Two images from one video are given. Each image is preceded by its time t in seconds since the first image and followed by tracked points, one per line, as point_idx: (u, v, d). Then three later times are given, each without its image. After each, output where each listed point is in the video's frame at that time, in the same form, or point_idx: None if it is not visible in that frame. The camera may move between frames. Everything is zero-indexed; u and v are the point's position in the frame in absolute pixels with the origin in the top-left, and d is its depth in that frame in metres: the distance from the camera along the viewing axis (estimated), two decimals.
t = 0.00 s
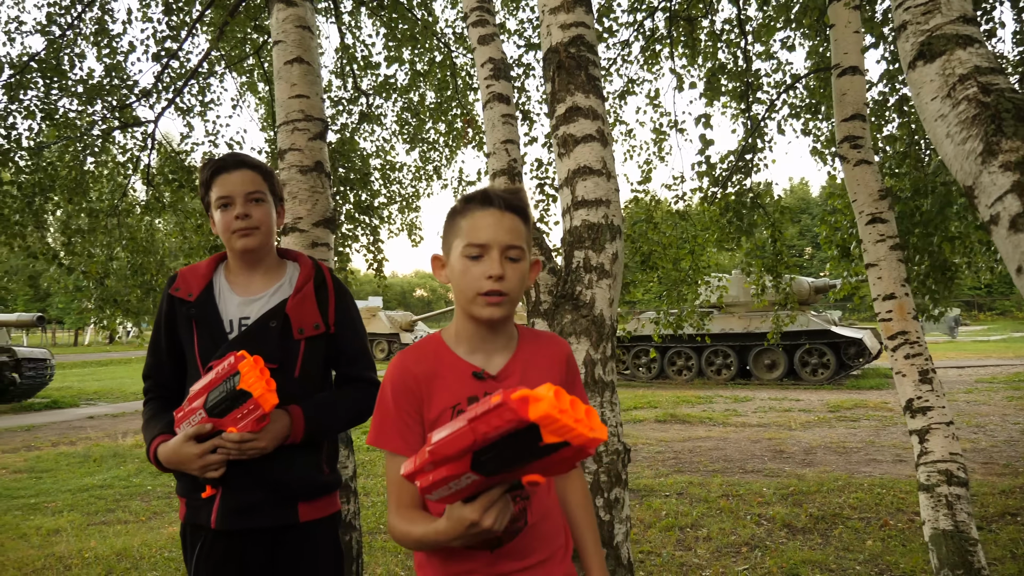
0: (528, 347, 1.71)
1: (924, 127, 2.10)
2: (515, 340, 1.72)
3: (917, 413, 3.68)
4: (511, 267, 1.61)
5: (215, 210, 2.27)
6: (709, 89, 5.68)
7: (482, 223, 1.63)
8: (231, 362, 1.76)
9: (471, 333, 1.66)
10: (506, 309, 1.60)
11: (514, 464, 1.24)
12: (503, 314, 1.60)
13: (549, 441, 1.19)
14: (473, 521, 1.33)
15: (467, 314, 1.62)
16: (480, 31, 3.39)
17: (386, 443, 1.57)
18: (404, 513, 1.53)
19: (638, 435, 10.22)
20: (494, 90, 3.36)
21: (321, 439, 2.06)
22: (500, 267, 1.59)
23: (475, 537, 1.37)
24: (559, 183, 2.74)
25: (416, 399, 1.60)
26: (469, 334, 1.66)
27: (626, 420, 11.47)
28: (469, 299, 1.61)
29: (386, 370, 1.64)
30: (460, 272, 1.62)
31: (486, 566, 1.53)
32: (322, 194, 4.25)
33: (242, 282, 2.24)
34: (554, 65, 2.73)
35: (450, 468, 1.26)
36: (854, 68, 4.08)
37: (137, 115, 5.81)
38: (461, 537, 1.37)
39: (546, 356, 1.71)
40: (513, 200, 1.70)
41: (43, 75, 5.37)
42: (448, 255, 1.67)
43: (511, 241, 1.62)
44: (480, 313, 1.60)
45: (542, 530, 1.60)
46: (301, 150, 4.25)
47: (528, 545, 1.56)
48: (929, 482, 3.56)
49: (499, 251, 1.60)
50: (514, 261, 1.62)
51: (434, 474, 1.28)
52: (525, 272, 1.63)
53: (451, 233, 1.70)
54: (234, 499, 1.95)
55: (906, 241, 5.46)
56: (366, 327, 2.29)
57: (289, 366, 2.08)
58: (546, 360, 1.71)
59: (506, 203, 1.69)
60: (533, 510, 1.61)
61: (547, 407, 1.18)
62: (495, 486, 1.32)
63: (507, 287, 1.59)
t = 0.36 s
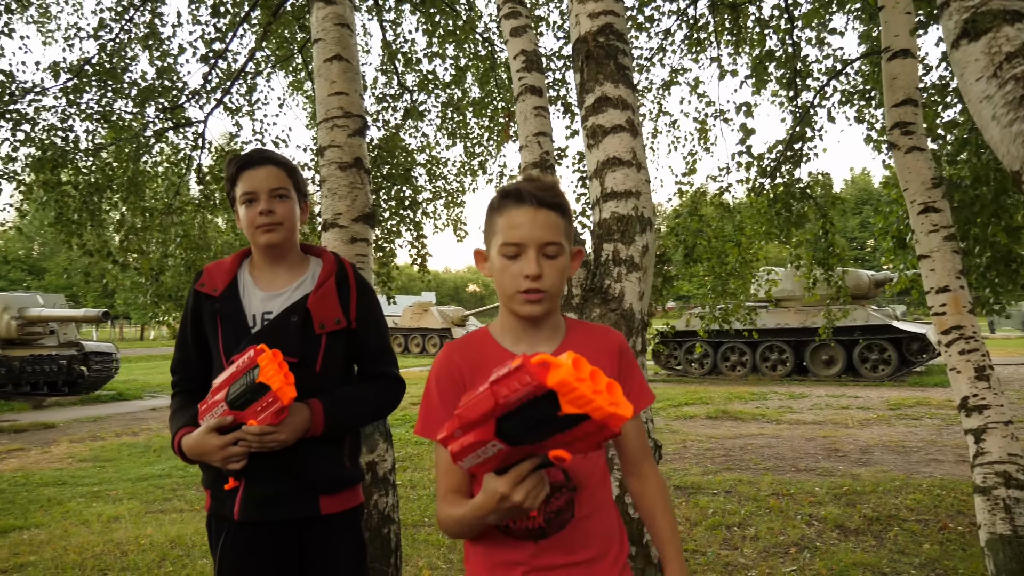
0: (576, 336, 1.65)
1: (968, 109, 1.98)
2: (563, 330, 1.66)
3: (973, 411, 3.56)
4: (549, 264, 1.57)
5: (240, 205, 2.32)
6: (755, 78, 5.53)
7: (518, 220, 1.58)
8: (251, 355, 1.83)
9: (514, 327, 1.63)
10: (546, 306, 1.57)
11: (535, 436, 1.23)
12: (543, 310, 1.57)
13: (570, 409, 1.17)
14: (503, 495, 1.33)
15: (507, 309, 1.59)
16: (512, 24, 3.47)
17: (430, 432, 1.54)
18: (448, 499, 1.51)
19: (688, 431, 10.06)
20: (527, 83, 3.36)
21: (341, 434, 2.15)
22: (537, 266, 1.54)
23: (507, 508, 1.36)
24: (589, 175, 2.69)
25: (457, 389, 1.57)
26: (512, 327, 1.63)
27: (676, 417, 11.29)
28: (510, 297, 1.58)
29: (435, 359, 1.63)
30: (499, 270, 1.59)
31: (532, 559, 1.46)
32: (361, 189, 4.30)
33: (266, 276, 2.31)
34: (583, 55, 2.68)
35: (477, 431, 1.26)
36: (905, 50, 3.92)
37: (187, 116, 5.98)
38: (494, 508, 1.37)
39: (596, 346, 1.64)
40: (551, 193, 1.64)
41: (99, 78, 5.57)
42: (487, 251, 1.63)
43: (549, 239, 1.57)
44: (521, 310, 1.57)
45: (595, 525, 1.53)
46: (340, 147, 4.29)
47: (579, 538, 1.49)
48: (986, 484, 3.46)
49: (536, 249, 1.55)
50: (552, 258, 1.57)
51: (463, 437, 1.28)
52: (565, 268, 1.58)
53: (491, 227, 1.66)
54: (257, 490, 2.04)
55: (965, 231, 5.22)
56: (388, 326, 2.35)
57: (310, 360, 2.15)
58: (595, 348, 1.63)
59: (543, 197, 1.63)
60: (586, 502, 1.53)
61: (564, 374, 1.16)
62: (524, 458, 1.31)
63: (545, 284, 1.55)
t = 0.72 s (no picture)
0: (603, 332, 1.59)
1: None
2: (593, 324, 1.62)
3: None
4: (578, 260, 1.52)
5: (277, 199, 2.34)
6: (810, 63, 5.34)
7: (548, 213, 1.54)
8: (283, 349, 1.84)
9: (540, 320, 1.60)
10: (574, 303, 1.53)
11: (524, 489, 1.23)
12: (569, 308, 1.53)
13: (559, 504, 1.17)
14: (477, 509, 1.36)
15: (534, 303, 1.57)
16: (551, 15, 3.63)
17: (444, 416, 1.59)
18: (452, 487, 1.55)
19: (743, 428, 9.84)
20: (565, 74, 3.58)
21: (373, 428, 2.16)
22: (566, 263, 1.50)
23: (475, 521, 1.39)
24: (627, 164, 2.73)
25: (477, 375, 1.60)
26: (539, 319, 1.60)
27: (731, 413, 11.04)
28: (536, 290, 1.55)
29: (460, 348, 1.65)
30: (527, 264, 1.56)
31: (536, 556, 1.45)
32: (405, 184, 4.31)
33: (300, 271, 2.33)
34: (619, 44, 2.72)
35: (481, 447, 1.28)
36: (967, 29, 3.77)
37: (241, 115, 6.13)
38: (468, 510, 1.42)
39: (621, 343, 1.58)
40: (585, 186, 1.59)
41: (157, 81, 5.76)
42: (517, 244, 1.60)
43: (578, 235, 1.52)
44: (546, 305, 1.54)
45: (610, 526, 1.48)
46: (383, 142, 4.32)
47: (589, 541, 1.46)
48: None
49: (565, 245, 1.52)
50: (582, 255, 1.53)
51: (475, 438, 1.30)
52: (596, 264, 1.54)
53: (522, 220, 1.63)
54: (290, 484, 2.06)
55: None
56: (420, 320, 2.35)
57: (341, 353, 2.16)
58: (622, 344, 1.58)
59: (577, 189, 1.57)
60: (602, 502, 1.49)
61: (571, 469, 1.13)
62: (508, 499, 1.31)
63: (572, 282, 1.51)
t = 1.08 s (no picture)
0: (599, 335, 1.51)
1: None
2: (592, 324, 1.54)
3: None
4: (579, 240, 1.49)
5: (312, 195, 2.31)
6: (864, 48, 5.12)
7: (547, 193, 1.52)
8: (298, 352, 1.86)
9: (536, 319, 1.53)
10: (573, 290, 1.47)
11: None
12: (567, 298, 1.47)
13: None
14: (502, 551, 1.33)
15: (531, 297, 1.50)
16: (589, 3, 3.58)
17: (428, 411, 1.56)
18: (441, 476, 1.55)
19: (795, 425, 9.58)
20: (603, 64, 3.53)
21: (403, 429, 2.12)
22: (565, 242, 1.46)
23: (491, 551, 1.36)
24: (665, 152, 2.85)
25: (465, 380, 1.55)
26: (534, 318, 1.53)
27: (783, 411, 10.76)
28: (533, 279, 1.49)
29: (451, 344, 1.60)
30: (525, 249, 1.51)
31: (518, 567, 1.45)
32: (444, 179, 4.27)
33: (333, 268, 2.30)
34: (656, 31, 2.81)
35: (538, 524, 1.19)
36: None
37: (286, 113, 6.19)
38: (485, 530, 1.39)
39: (618, 352, 1.49)
40: (587, 165, 1.57)
41: (204, 80, 5.85)
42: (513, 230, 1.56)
43: (578, 213, 1.49)
44: (544, 296, 1.48)
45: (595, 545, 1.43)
46: (422, 138, 4.29)
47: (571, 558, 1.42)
48: None
49: (564, 223, 1.48)
50: (582, 235, 1.49)
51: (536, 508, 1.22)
52: (596, 247, 1.50)
53: (519, 206, 1.59)
54: (318, 484, 2.04)
55: None
56: (454, 317, 2.29)
57: (371, 352, 2.13)
58: (618, 350, 1.49)
59: (576, 169, 1.55)
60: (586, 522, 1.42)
61: None
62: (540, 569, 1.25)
63: (572, 265, 1.46)
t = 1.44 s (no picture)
0: (583, 340, 1.44)
1: None
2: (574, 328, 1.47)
3: None
4: (570, 253, 1.40)
5: (330, 190, 2.25)
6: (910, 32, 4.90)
7: (533, 200, 1.42)
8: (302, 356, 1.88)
9: (519, 328, 1.45)
10: (563, 307, 1.40)
11: None
12: (557, 314, 1.39)
13: None
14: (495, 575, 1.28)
15: (517, 308, 1.42)
16: None
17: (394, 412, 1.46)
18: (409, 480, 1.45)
19: (838, 424, 9.32)
20: (631, 53, 3.48)
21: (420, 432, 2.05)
22: (557, 256, 1.38)
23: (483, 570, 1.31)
24: (694, 144, 2.76)
25: (438, 381, 1.47)
26: (518, 326, 1.45)
27: (825, 409, 10.48)
28: (519, 291, 1.41)
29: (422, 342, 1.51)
30: (509, 259, 1.41)
31: None
32: (471, 174, 4.20)
33: (350, 267, 2.25)
34: (685, 17, 2.73)
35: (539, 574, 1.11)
36: None
37: (317, 109, 6.19)
38: (473, 548, 1.33)
39: (603, 358, 1.41)
40: (577, 170, 1.48)
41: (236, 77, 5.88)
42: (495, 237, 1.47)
43: (569, 223, 1.41)
44: (531, 310, 1.40)
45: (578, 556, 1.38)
46: (450, 132, 4.23)
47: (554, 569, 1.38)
48: None
49: (555, 235, 1.40)
50: (573, 248, 1.41)
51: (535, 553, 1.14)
52: (586, 260, 1.42)
53: (500, 205, 1.50)
54: (332, 487, 2.00)
55: None
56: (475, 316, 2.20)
57: (386, 353, 2.07)
58: (602, 355, 1.42)
59: (565, 173, 1.46)
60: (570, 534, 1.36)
61: None
62: None
63: (563, 280, 1.38)
